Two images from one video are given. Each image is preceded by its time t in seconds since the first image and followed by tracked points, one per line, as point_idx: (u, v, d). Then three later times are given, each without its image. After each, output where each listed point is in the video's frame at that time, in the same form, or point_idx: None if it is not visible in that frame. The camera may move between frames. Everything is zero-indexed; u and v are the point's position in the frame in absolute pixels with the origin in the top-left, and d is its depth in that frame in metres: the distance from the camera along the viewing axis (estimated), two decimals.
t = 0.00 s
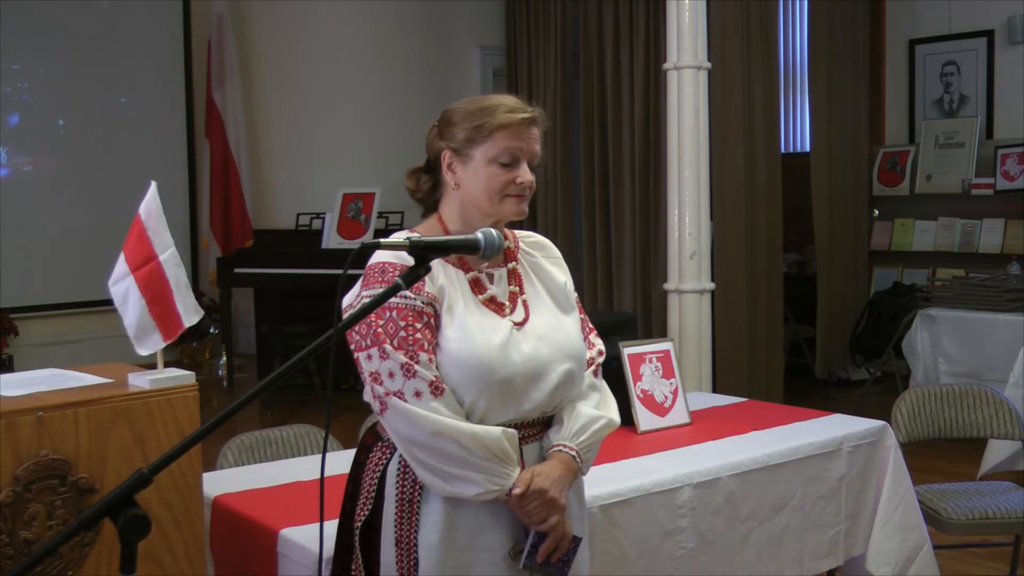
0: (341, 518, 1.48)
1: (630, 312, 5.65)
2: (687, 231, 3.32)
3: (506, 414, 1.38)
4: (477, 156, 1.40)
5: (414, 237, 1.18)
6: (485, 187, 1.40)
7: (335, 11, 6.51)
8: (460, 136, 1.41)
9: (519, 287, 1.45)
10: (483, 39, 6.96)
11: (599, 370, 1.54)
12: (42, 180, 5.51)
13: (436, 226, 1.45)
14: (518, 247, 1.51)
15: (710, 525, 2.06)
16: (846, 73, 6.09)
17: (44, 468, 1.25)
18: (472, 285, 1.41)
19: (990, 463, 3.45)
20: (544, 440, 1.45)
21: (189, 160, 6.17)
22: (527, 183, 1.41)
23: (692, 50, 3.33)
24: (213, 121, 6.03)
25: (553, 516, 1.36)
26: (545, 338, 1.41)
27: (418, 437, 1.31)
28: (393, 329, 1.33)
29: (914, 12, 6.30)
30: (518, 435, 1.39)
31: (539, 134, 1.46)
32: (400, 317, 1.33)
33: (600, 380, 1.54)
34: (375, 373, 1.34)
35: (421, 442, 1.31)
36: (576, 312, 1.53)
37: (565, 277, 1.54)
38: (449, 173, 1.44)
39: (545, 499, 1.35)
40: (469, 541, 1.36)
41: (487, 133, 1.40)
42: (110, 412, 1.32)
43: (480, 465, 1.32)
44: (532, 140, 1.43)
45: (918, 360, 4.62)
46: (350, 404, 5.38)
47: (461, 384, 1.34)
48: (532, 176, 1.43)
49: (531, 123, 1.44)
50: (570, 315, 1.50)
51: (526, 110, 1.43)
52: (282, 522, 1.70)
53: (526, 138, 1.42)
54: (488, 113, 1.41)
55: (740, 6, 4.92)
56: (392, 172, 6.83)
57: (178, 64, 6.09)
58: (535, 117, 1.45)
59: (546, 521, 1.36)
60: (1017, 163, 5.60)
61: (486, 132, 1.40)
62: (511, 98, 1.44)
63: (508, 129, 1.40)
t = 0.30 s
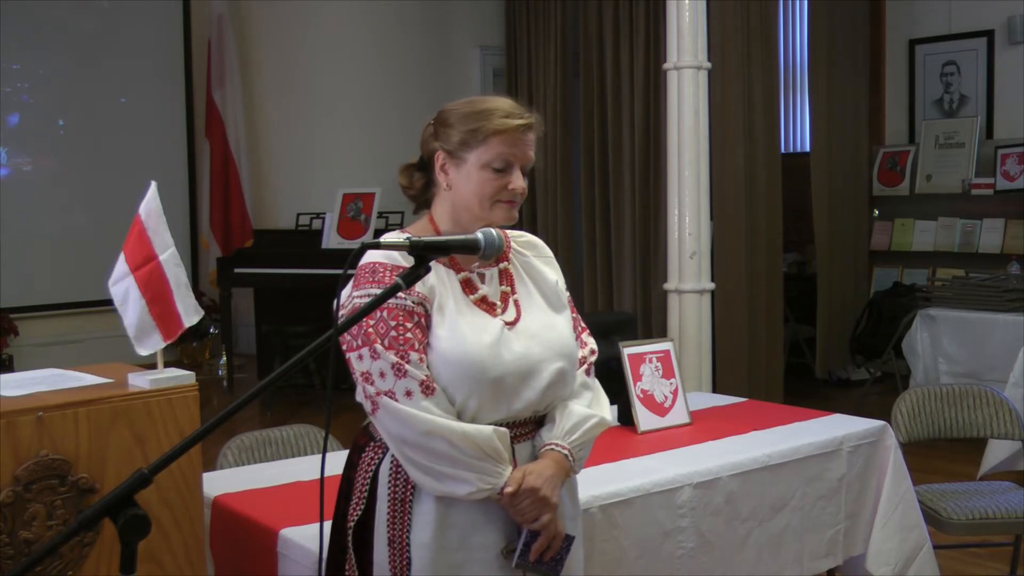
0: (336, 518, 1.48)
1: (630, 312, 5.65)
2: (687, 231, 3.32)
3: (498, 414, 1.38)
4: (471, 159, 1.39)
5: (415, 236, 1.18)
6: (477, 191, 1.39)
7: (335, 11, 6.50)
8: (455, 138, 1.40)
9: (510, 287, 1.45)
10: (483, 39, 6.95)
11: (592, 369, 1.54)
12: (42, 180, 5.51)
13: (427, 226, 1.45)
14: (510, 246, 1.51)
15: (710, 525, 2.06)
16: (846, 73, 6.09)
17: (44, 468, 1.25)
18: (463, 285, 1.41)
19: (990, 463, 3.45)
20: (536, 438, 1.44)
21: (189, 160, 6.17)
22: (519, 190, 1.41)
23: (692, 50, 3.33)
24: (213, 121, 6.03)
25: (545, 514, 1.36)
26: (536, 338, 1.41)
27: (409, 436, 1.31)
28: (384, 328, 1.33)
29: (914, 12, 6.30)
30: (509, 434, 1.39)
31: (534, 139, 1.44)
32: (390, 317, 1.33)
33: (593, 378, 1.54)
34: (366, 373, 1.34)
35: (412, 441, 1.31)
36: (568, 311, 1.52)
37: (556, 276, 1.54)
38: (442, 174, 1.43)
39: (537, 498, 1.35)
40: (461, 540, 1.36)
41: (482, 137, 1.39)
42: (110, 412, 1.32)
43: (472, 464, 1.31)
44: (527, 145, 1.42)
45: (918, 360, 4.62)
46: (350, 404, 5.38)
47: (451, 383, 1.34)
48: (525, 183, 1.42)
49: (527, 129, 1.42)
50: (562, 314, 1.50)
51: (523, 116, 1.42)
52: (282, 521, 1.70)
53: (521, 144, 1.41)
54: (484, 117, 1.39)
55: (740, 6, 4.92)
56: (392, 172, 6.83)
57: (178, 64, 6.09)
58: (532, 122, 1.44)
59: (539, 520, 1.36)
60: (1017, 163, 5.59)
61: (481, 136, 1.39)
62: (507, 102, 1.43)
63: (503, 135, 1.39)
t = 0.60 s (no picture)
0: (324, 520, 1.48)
1: (630, 312, 5.65)
2: (687, 231, 3.32)
3: (484, 414, 1.38)
4: (456, 163, 1.38)
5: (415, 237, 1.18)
6: (461, 195, 1.38)
7: (335, 11, 6.51)
8: (442, 141, 1.39)
9: (496, 287, 1.45)
10: (483, 39, 6.95)
11: (579, 367, 1.54)
12: (42, 180, 5.51)
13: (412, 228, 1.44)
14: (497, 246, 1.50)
15: (710, 525, 2.06)
16: (846, 73, 6.09)
17: (44, 468, 1.25)
18: (449, 285, 1.40)
19: (990, 463, 3.45)
20: (524, 438, 1.44)
21: (189, 160, 6.17)
22: (503, 195, 1.39)
23: (692, 50, 3.33)
24: (213, 122, 6.03)
25: (532, 513, 1.35)
26: (522, 337, 1.40)
27: (394, 436, 1.30)
28: (368, 330, 1.32)
29: (914, 12, 6.30)
30: (496, 434, 1.38)
31: (522, 145, 1.43)
32: (374, 318, 1.33)
33: (580, 377, 1.54)
34: (351, 374, 1.34)
35: (397, 442, 1.31)
36: (554, 309, 1.52)
37: (542, 275, 1.54)
38: (428, 176, 1.42)
39: (524, 497, 1.34)
40: (449, 540, 1.35)
41: (468, 141, 1.38)
42: (109, 412, 1.32)
43: (457, 464, 1.31)
44: (513, 151, 1.41)
45: (918, 360, 4.62)
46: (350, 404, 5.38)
47: (436, 383, 1.34)
48: (510, 188, 1.41)
49: (514, 134, 1.41)
50: (549, 312, 1.50)
51: (510, 121, 1.41)
52: (282, 521, 1.70)
53: (507, 150, 1.40)
54: (471, 120, 1.39)
55: (740, 6, 4.92)
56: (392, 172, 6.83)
57: (178, 65, 6.09)
58: (520, 128, 1.43)
59: (526, 519, 1.34)
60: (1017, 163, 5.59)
61: (468, 140, 1.38)
62: (496, 107, 1.42)
63: (490, 139, 1.38)
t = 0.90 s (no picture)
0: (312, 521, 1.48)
1: (630, 312, 5.65)
2: (687, 231, 3.32)
3: (464, 415, 1.36)
4: (435, 167, 1.36)
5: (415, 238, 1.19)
6: (440, 200, 1.35)
7: (335, 11, 6.51)
8: (420, 145, 1.37)
9: (480, 286, 1.42)
10: (483, 39, 6.95)
11: (566, 365, 1.52)
12: (42, 180, 5.52)
13: (395, 231, 1.42)
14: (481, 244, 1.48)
15: (710, 525, 2.06)
16: (846, 73, 6.09)
17: (44, 468, 1.25)
18: (430, 286, 1.39)
19: (990, 463, 3.45)
20: (508, 438, 1.42)
21: (189, 160, 6.17)
22: (482, 199, 1.36)
23: (692, 50, 3.33)
24: (213, 121, 6.03)
25: (513, 515, 1.33)
26: (504, 336, 1.38)
27: (371, 438, 1.29)
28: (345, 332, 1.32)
29: (914, 12, 6.30)
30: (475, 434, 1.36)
31: (502, 145, 1.40)
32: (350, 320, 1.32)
33: (568, 376, 1.52)
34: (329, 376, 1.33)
35: (375, 443, 1.29)
36: (540, 308, 1.50)
37: (527, 273, 1.51)
38: (407, 180, 1.40)
39: (504, 498, 1.32)
40: (431, 541, 1.34)
41: (447, 144, 1.35)
42: (109, 412, 1.32)
43: (435, 466, 1.29)
44: (493, 152, 1.38)
45: (918, 360, 4.62)
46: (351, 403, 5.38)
47: (413, 385, 1.32)
48: (490, 190, 1.37)
49: (494, 136, 1.38)
50: (534, 311, 1.48)
51: (488, 122, 1.37)
52: (283, 521, 1.70)
53: (486, 152, 1.37)
54: (449, 122, 1.35)
55: (740, 6, 4.92)
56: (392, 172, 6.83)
57: (178, 65, 6.09)
58: (501, 129, 1.40)
59: (506, 520, 1.33)
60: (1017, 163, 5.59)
61: (446, 143, 1.35)
62: (474, 108, 1.38)
63: (468, 142, 1.35)
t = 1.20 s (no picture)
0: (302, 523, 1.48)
1: (630, 312, 5.65)
2: (687, 231, 3.32)
3: (444, 415, 1.35)
4: (412, 172, 1.35)
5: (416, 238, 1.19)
6: (418, 205, 1.35)
7: (335, 11, 6.51)
8: (398, 151, 1.36)
9: (465, 286, 1.41)
10: (483, 38, 6.95)
11: (556, 364, 1.48)
12: (42, 180, 5.51)
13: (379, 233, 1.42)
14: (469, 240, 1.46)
15: (710, 524, 2.06)
16: (846, 73, 6.09)
17: (44, 468, 1.25)
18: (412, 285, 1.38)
19: (990, 463, 3.45)
20: (491, 437, 1.41)
21: (189, 160, 6.17)
22: (461, 203, 1.35)
23: (692, 50, 3.33)
24: (213, 121, 6.03)
25: (491, 512, 1.31)
26: (486, 335, 1.37)
27: (345, 437, 1.30)
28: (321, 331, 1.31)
29: (914, 12, 6.30)
30: (449, 434, 1.35)
31: (481, 149, 1.40)
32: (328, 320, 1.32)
33: (559, 374, 1.49)
34: (308, 376, 1.35)
35: (349, 444, 1.30)
36: (528, 307, 1.48)
37: (515, 271, 1.50)
38: (387, 186, 1.40)
39: (481, 495, 1.31)
40: (411, 541, 1.34)
41: (424, 149, 1.34)
42: (109, 413, 1.32)
43: (407, 467, 1.29)
44: (471, 156, 1.37)
45: (918, 360, 4.62)
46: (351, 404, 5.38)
47: (390, 385, 1.32)
48: (469, 194, 1.37)
49: (471, 140, 1.37)
50: (521, 310, 1.46)
51: (466, 127, 1.37)
52: (283, 522, 1.70)
53: (464, 156, 1.36)
54: (427, 128, 1.35)
55: (740, 6, 4.92)
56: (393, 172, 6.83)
57: (178, 65, 6.09)
58: (479, 134, 1.39)
59: (484, 517, 1.31)
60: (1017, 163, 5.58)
61: (422, 148, 1.34)
62: (451, 112, 1.38)
63: (445, 147, 1.35)
